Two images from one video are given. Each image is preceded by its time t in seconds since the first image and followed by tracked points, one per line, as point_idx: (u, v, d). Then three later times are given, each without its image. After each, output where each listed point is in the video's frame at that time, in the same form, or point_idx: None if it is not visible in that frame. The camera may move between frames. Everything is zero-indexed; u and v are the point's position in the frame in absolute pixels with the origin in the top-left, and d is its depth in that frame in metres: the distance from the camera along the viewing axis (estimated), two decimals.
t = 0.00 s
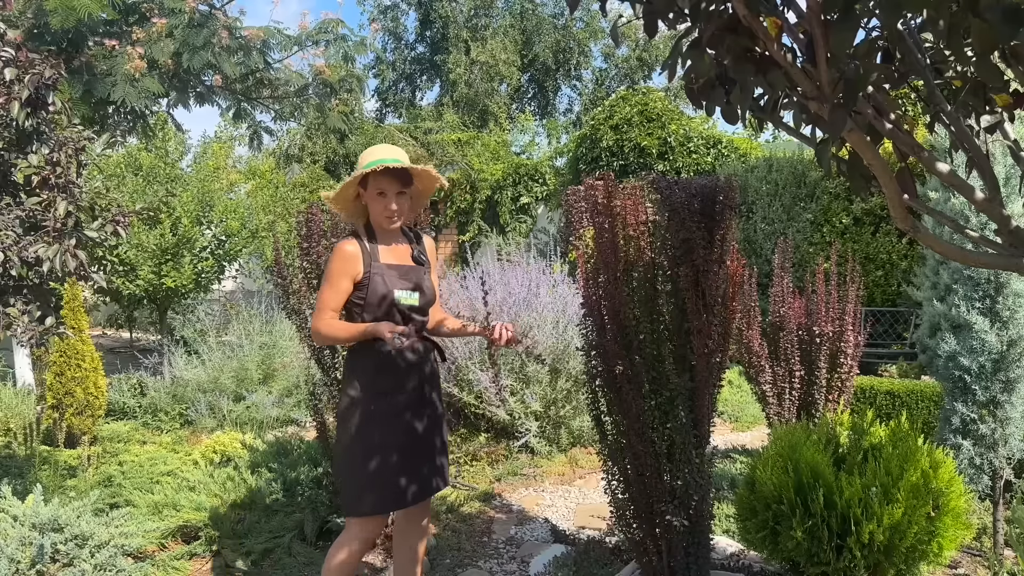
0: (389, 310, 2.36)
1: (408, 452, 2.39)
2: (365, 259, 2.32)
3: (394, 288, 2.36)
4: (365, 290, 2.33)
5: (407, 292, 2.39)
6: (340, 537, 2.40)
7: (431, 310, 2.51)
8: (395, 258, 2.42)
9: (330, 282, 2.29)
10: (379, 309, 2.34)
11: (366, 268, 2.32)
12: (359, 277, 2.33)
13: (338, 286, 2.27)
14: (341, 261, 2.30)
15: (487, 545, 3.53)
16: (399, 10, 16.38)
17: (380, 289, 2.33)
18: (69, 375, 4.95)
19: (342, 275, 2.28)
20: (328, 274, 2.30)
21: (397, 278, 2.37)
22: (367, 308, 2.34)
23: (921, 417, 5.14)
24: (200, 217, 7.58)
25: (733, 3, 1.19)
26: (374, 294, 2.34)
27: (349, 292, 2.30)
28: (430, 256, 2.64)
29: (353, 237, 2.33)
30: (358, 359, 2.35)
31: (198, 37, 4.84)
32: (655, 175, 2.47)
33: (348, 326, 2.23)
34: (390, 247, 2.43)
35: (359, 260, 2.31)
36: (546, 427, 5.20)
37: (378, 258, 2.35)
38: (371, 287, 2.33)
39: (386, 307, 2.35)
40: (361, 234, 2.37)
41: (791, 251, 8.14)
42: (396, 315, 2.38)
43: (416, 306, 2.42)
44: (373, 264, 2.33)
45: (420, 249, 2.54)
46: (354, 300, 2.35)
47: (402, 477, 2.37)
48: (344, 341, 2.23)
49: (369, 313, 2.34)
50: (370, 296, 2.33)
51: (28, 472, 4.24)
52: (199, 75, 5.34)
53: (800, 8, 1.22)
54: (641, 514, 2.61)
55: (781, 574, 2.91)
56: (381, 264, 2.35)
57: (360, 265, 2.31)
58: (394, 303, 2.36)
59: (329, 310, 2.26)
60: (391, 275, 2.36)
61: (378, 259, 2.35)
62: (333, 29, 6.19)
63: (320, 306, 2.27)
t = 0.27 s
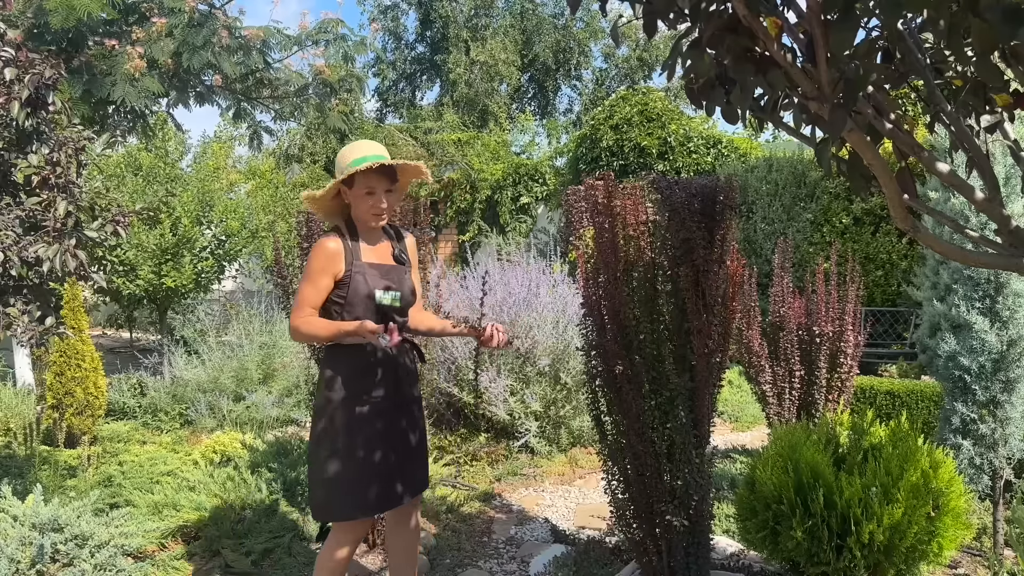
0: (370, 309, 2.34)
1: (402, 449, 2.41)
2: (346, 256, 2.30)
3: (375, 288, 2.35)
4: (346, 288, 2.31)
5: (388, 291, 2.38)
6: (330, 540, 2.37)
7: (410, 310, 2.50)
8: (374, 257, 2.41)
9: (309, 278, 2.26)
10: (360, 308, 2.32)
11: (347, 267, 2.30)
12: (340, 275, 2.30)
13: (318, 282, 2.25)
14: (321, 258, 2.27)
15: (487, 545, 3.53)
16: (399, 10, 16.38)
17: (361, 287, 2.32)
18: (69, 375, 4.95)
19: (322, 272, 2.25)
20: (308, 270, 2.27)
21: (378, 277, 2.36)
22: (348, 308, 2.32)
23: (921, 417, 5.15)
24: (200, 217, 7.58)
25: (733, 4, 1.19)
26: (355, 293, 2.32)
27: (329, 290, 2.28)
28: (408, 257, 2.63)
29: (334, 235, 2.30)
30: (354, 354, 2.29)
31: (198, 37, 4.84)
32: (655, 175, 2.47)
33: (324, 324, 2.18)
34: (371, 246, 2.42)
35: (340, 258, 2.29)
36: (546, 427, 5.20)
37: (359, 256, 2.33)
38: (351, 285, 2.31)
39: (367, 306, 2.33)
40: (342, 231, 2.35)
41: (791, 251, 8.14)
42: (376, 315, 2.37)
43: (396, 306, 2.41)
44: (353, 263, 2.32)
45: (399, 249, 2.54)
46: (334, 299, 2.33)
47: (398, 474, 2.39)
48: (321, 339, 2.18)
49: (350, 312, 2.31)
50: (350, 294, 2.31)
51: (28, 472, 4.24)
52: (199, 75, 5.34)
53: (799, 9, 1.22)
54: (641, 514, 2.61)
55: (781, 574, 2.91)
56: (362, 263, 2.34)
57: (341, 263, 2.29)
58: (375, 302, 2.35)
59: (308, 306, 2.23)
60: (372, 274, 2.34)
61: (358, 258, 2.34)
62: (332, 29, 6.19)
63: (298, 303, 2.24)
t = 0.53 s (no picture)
0: (358, 312, 2.34)
1: (393, 450, 2.46)
2: (336, 259, 2.28)
3: (363, 291, 2.35)
4: (334, 290, 2.30)
5: (376, 294, 2.38)
6: (324, 540, 2.36)
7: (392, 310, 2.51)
8: (362, 259, 2.39)
9: (296, 279, 2.22)
10: (347, 311, 2.32)
11: (337, 270, 2.28)
12: (329, 278, 2.28)
13: (305, 284, 2.22)
14: (309, 259, 2.23)
15: (487, 545, 3.53)
16: (399, 10, 16.38)
17: (349, 290, 2.31)
18: (69, 375, 4.95)
19: (311, 273, 2.22)
20: (293, 271, 2.22)
21: (366, 280, 2.36)
22: (337, 311, 2.31)
23: (921, 417, 5.15)
24: (200, 217, 7.58)
25: (733, 3, 1.19)
26: (344, 297, 2.31)
27: (315, 291, 2.26)
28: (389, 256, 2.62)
29: (326, 236, 2.26)
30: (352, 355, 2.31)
31: (198, 37, 4.84)
32: (656, 175, 2.47)
33: (314, 327, 2.17)
34: (360, 247, 2.40)
35: (331, 260, 2.26)
36: (546, 427, 5.20)
37: (348, 259, 2.32)
38: (340, 288, 2.30)
39: (354, 309, 2.33)
40: (333, 233, 2.30)
41: (791, 251, 8.14)
42: (364, 318, 2.37)
43: (383, 309, 2.41)
44: (341, 265, 2.30)
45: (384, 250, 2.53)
46: (321, 301, 2.31)
47: (390, 474, 2.43)
48: (310, 342, 2.17)
49: (336, 315, 2.30)
50: (337, 297, 2.30)
51: (28, 472, 4.24)
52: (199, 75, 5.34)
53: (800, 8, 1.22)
54: (641, 514, 2.61)
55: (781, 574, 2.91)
56: (350, 265, 2.33)
57: (331, 266, 2.27)
58: (363, 306, 2.35)
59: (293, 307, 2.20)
60: (360, 276, 2.34)
61: (348, 260, 2.32)
62: (332, 29, 6.19)
63: (284, 303, 2.20)
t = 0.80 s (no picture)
0: (362, 310, 2.34)
1: (390, 450, 2.46)
2: (341, 257, 2.28)
3: (368, 289, 2.34)
4: (339, 287, 2.30)
5: (381, 293, 2.37)
6: (320, 537, 2.37)
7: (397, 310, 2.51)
8: (368, 258, 2.39)
9: (301, 275, 2.23)
10: (352, 309, 2.32)
11: (342, 267, 2.28)
12: (333, 275, 2.29)
13: (309, 280, 2.23)
14: (315, 256, 2.24)
15: (487, 545, 3.53)
16: (399, 10, 16.39)
17: (353, 288, 2.31)
18: (69, 375, 4.95)
19: (315, 270, 2.23)
20: (299, 267, 2.23)
21: (371, 278, 2.35)
22: (341, 308, 2.31)
23: (921, 417, 5.15)
24: (200, 217, 7.58)
25: (733, 4, 1.19)
26: (347, 294, 2.31)
27: (320, 288, 2.27)
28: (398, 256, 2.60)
29: (331, 234, 2.27)
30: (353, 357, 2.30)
31: (198, 37, 4.84)
32: (655, 175, 2.47)
33: (318, 323, 2.19)
34: (366, 247, 2.40)
35: (336, 258, 2.27)
36: (546, 427, 5.20)
37: (353, 257, 2.32)
38: (344, 285, 2.30)
39: (358, 307, 2.33)
40: (339, 231, 2.31)
41: (791, 251, 8.14)
42: (367, 316, 2.36)
43: (387, 308, 2.40)
44: (347, 263, 2.30)
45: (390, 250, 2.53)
46: (326, 298, 2.31)
47: (386, 475, 2.43)
48: (314, 337, 2.19)
49: (341, 313, 2.31)
50: (342, 294, 2.31)
51: (28, 472, 4.24)
52: (199, 75, 5.33)
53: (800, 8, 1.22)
54: (641, 514, 2.61)
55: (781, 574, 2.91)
56: (356, 263, 2.33)
57: (336, 263, 2.27)
58: (368, 304, 2.34)
59: (298, 303, 2.22)
60: (365, 274, 2.34)
61: (353, 258, 2.32)
62: (332, 29, 6.19)
63: (287, 298, 2.21)
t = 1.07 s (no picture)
0: (374, 307, 2.34)
1: (389, 458, 2.44)
2: (356, 254, 2.29)
3: (382, 286, 2.34)
4: (354, 283, 2.31)
5: (394, 292, 2.36)
6: (314, 537, 2.37)
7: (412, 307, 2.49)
8: (385, 258, 2.38)
9: (318, 271, 2.26)
10: (367, 305, 2.32)
11: (357, 263, 2.29)
12: (349, 272, 2.30)
13: (326, 276, 2.25)
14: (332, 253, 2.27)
15: (487, 545, 3.53)
16: (399, 10, 16.39)
17: (367, 284, 2.32)
18: (69, 375, 4.95)
19: (332, 266, 2.25)
20: (317, 264, 2.26)
21: (386, 276, 2.35)
22: (354, 305, 2.32)
23: (921, 417, 5.15)
24: (200, 217, 7.58)
25: (733, 4, 1.19)
26: (360, 291, 2.32)
27: (338, 284, 2.29)
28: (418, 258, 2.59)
29: (346, 231, 2.29)
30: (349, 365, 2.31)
31: (198, 37, 4.84)
32: (655, 175, 2.47)
33: (337, 318, 2.23)
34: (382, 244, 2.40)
35: (352, 253, 2.28)
36: (546, 427, 5.20)
37: (368, 254, 2.33)
38: (359, 281, 2.31)
39: (372, 303, 2.33)
40: (356, 230, 2.32)
41: (791, 251, 8.14)
42: (379, 313, 2.35)
43: (400, 307, 2.39)
44: (363, 261, 2.31)
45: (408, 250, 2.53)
46: (340, 295, 2.32)
47: (384, 482, 2.43)
48: (333, 333, 2.24)
49: (356, 310, 2.32)
50: (357, 291, 2.31)
51: (28, 472, 4.24)
52: (199, 75, 5.33)
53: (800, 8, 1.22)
54: (641, 514, 2.60)
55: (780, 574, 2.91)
56: (371, 261, 2.34)
57: (351, 260, 2.28)
58: (381, 301, 2.34)
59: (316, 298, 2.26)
60: (379, 272, 2.33)
61: (368, 256, 2.33)
62: (332, 29, 6.19)
63: (307, 294, 2.26)
